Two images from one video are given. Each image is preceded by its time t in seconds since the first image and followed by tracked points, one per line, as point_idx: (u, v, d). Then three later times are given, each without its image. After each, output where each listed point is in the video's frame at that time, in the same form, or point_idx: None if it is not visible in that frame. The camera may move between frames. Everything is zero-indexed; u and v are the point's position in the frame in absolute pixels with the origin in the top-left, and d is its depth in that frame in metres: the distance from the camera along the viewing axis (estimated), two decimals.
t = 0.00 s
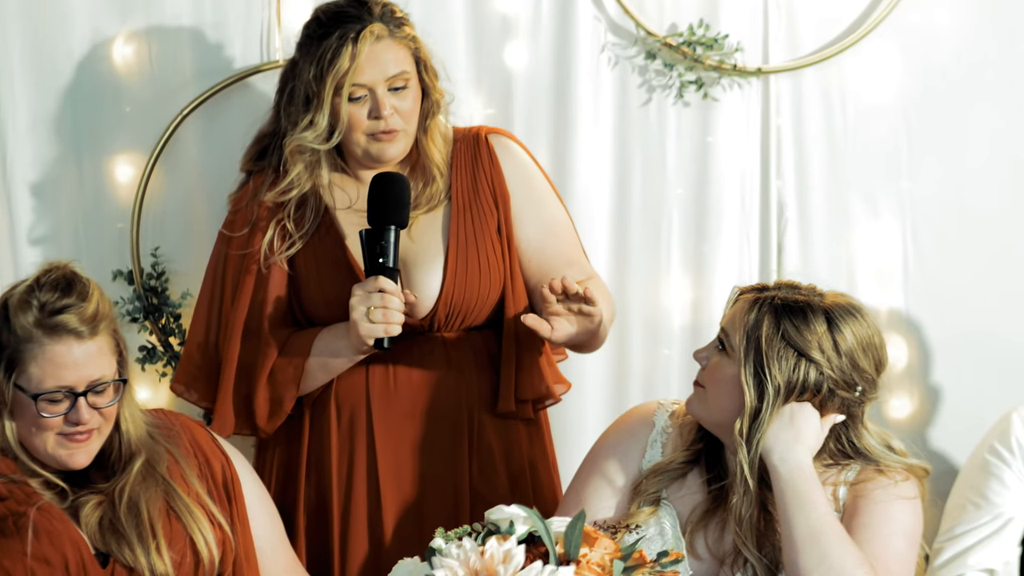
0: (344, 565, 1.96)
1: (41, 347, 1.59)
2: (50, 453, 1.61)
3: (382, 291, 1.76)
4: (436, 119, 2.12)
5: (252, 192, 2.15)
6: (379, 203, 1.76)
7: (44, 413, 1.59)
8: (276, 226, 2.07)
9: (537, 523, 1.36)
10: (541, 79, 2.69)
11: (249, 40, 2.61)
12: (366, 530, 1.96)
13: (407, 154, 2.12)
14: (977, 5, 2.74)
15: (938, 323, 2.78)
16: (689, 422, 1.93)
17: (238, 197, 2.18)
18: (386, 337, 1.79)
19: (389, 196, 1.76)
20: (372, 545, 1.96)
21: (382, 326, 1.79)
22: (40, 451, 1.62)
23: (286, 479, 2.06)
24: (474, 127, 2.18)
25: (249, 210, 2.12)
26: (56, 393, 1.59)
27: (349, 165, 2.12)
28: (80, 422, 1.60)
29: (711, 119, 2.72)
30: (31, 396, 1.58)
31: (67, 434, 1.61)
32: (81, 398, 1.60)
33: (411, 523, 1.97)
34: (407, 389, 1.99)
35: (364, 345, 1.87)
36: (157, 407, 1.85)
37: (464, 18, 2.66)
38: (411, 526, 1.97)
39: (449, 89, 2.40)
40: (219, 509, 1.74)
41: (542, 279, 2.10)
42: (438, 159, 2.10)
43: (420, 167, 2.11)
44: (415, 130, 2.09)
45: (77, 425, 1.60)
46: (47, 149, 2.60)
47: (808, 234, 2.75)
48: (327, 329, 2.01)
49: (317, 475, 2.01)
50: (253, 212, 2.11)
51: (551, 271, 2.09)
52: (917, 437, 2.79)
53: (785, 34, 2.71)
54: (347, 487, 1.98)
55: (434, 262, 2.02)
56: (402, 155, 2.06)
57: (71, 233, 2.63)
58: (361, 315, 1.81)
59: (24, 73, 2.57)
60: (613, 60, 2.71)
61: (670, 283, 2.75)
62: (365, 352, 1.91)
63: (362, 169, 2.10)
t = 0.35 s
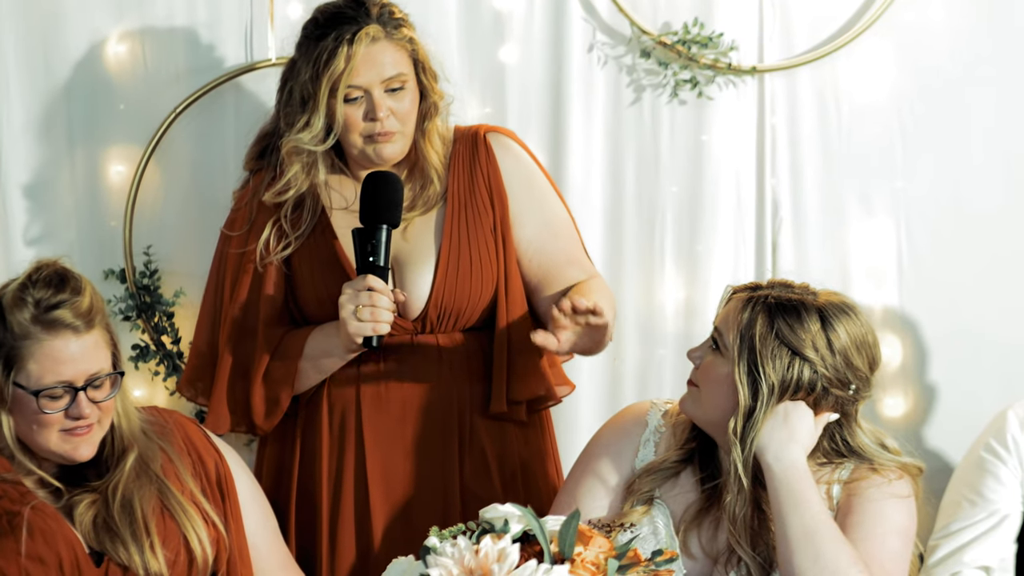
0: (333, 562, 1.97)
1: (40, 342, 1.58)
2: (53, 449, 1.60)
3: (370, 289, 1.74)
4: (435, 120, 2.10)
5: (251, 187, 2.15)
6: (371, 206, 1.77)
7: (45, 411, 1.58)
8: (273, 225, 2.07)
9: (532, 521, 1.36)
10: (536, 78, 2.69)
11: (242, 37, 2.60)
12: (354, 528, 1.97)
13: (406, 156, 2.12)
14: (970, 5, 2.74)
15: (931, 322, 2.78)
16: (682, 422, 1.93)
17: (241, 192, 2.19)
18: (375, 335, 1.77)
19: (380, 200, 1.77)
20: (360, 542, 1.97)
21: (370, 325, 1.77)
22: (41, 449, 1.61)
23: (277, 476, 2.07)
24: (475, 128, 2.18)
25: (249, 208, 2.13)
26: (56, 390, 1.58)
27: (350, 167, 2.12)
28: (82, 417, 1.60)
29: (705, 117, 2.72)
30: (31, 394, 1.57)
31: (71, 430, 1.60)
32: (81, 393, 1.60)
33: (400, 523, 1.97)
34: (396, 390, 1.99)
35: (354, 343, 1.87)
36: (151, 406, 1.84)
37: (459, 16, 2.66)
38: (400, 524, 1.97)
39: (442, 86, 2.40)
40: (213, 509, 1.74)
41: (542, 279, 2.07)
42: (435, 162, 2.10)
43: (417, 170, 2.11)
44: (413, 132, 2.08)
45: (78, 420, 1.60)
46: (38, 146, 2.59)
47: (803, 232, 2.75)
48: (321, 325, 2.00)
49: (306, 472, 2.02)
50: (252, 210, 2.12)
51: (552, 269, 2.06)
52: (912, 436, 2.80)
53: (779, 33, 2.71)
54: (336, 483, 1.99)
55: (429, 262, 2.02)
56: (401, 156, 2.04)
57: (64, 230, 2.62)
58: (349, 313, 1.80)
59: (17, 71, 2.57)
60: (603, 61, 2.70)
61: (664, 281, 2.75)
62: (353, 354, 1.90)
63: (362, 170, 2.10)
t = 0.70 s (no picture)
0: (324, 556, 1.96)
1: (45, 342, 1.58)
2: (58, 446, 1.60)
3: (363, 279, 1.75)
4: (435, 124, 2.09)
5: (248, 179, 2.15)
6: (365, 197, 1.77)
7: (50, 411, 1.57)
8: (270, 220, 2.07)
9: (531, 519, 1.36)
10: (535, 77, 2.69)
11: (240, 35, 2.60)
12: (346, 522, 1.97)
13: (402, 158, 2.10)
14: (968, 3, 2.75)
15: (928, 320, 2.79)
16: (680, 421, 1.93)
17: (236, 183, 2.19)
18: (368, 326, 1.76)
19: (374, 189, 1.77)
20: (352, 536, 1.97)
21: (362, 315, 1.76)
22: (47, 449, 1.61)
23: (271, 471, 2.07)
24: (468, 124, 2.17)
25: (244, 201, 2.12)
26: (61, 388, 1.58)
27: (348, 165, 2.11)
28: (88, 416, 1.59)
29: (703, 115, 2.72)
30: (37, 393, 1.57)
31: (78, 428, 1.60)
32: (87, 391, 1.59)
33: (391, 518, 1.96)
34: (389, 383, 1.98)
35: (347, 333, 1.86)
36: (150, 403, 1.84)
37: (457, 14, 2.66)
38: (391, 518, 1.96)
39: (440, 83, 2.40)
40: (212, 505, 1.74)
41: (535, 272, 2.07)
42: (433, 167, 2.08)
43: (413, 174, 2.09)
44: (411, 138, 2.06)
45: (85, 417, 1.60)
46: (35, 144, 2.58)
47: (801, 230, 2.75)
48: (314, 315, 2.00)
49: (298, 468, 2.02)
50: (248, 202, 2.12)
51: (544, 262, 2.06)
52: (909, 435, 2.80)
53: (778, 31, 2.71)
54: (328, 477, 1.98)
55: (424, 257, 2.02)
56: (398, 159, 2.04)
57: (61, 228, 2.61)
58: (341, 302, 1.78)
59: (14, 68, 2.56)
60: (597, 59, 2.70)
61: (661, 278, 2.75)
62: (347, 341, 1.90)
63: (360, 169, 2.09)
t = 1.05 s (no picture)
0: (315, 556, 1.96)
1: (49, 339, 1.58)
2: (62, 443, 1.60)
3: (363, 287, 1.75)
4: (428, 126, 2.09)
5: (235, 181, 2.15)
6: (368, 204, 1.77)
7: (54, 408, 1.57)
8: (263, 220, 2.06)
9: (531, 517, 1.35)
10: (535, 75, 2.69)
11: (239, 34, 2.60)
12: (336, 523, 1.96)
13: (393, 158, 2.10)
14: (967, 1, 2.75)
15: (928, 318, 2.79)
16: (678, 420, 1.93)
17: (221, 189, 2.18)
18: (365, 333, 1.78)
19: (377, 196, 1.77)
20: (343, 536, 1.97)
21: (361, 322, 1.77)
22: (50, 446, 1.61)
23: (262, 467, 2.07)
24: (455, 125, 2.17)
25: (234, 200, 2.11)
26: (65, 385, 1.57)
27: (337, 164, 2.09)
28: (92, 413, 1.59)
29: (703, 113, 2.72)
30: (40, 389, 1.57)
31: (82, 425, 1.59)
32: (91, 388, 1.59)
33: (383, 518, 1.96)
34: (380, 384, 1.98)
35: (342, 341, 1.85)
36: (149, 399, 1.84)
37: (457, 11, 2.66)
38: (383, 519, 1.96)
39: (436, 82, 2.40)
40: (212, 501, 1.73)
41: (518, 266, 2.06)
42: (424, 168, 2.07)
43: (403, 172, 2.09)
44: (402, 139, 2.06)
45: (89, 415, 1.59)
46: (34, 142, 2.58)
47: (801, 228, 2.75)
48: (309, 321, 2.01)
49: (292, 466, 2.02)
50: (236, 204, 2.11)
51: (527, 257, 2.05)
52: (909, 432, 2.80)
53: (778, 30, 2.71)
54: (319, 479, 1.98)
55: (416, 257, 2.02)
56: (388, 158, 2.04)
57: (59, 225, 2.61)
58: (340, 308, 1.79)
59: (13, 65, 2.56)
60: (598, 56, 2.70)
61: (661, 276, 2.75)
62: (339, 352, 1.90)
63: (351, 170, 2.08)
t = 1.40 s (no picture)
0: (311, 554, 1.96)
1: (52, 335, 1.58)
2: (63, 440, 1.60)
3: (354, 283, 1.74)
4: (419, 123, 2.08)
5: (230, 181, 2.15)
6: (355, 200, 1.77)
7: (56, 404, 1.57)
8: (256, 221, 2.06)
9: (530, 514, 1.35)
10: (533, 73, 2.69)
11: (238, 32, 2.60)
12: (332, 522, 1.96)
13: (384, 156, 2.09)
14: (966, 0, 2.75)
15: (926, 317, 2.79)
16: (676, 421, 1.92)
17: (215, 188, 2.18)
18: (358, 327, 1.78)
19: (363, 192, 1.77)
20: (338, 535, 1.96)
21: (353, 318, 1.78)
22: (51, 443, 1.61)
23: (259, 465, 2.07)
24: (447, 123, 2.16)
25: (228, 200, 2.11)
26: (68, 381, 1.57)
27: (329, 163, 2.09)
28: (94, 409, 1.59)
29: (702, 111, 2.72)
30: (43, 385, 1.56)
31: (83, 421, 1.59)
32: (93, 385, 1.59)
33: (379, 516, 1.96)
34: (375, 382, 1.97)
35: (335, 337, 1.86)
36: (148, 397, 1.83)
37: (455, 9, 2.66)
38: (379, 518, 1.96)
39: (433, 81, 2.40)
40: (211, 499, 1.73)
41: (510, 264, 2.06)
42: (415, 166, 2.07)
43: (395, 170, 2.08)
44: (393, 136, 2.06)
45: (91, 411, 1.59)
46: (33, 140, 2.58)
47: (800, 227, 2.75)
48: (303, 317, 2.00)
49: (287, 464, 2.01)
50: (230, 204, 2.11)
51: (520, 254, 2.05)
52: (905, 430, 2.80)
53: (777, 29, 2.71)
54: (314, 478, 1.97)
55: (410, 256, 2.02)
56: (378, 157, 2.04)
57: (57, 223, 2.61)
58: (332, 305, 1.78)
59: (13, 63, 2.56)
60: (599, 54, 2.70)
61: (660, 274, 2.75)
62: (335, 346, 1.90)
63: (341, 168, 2.08)
